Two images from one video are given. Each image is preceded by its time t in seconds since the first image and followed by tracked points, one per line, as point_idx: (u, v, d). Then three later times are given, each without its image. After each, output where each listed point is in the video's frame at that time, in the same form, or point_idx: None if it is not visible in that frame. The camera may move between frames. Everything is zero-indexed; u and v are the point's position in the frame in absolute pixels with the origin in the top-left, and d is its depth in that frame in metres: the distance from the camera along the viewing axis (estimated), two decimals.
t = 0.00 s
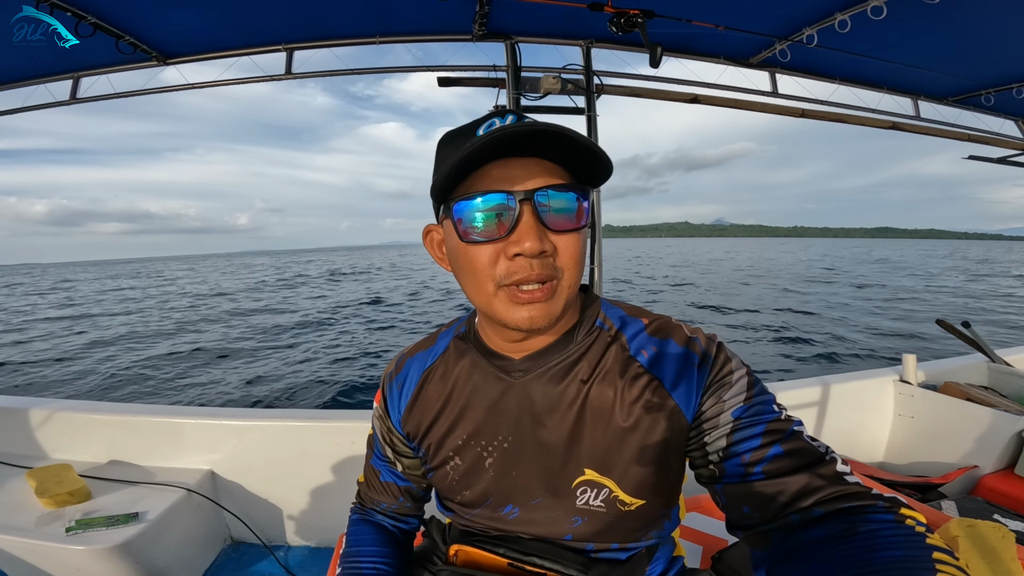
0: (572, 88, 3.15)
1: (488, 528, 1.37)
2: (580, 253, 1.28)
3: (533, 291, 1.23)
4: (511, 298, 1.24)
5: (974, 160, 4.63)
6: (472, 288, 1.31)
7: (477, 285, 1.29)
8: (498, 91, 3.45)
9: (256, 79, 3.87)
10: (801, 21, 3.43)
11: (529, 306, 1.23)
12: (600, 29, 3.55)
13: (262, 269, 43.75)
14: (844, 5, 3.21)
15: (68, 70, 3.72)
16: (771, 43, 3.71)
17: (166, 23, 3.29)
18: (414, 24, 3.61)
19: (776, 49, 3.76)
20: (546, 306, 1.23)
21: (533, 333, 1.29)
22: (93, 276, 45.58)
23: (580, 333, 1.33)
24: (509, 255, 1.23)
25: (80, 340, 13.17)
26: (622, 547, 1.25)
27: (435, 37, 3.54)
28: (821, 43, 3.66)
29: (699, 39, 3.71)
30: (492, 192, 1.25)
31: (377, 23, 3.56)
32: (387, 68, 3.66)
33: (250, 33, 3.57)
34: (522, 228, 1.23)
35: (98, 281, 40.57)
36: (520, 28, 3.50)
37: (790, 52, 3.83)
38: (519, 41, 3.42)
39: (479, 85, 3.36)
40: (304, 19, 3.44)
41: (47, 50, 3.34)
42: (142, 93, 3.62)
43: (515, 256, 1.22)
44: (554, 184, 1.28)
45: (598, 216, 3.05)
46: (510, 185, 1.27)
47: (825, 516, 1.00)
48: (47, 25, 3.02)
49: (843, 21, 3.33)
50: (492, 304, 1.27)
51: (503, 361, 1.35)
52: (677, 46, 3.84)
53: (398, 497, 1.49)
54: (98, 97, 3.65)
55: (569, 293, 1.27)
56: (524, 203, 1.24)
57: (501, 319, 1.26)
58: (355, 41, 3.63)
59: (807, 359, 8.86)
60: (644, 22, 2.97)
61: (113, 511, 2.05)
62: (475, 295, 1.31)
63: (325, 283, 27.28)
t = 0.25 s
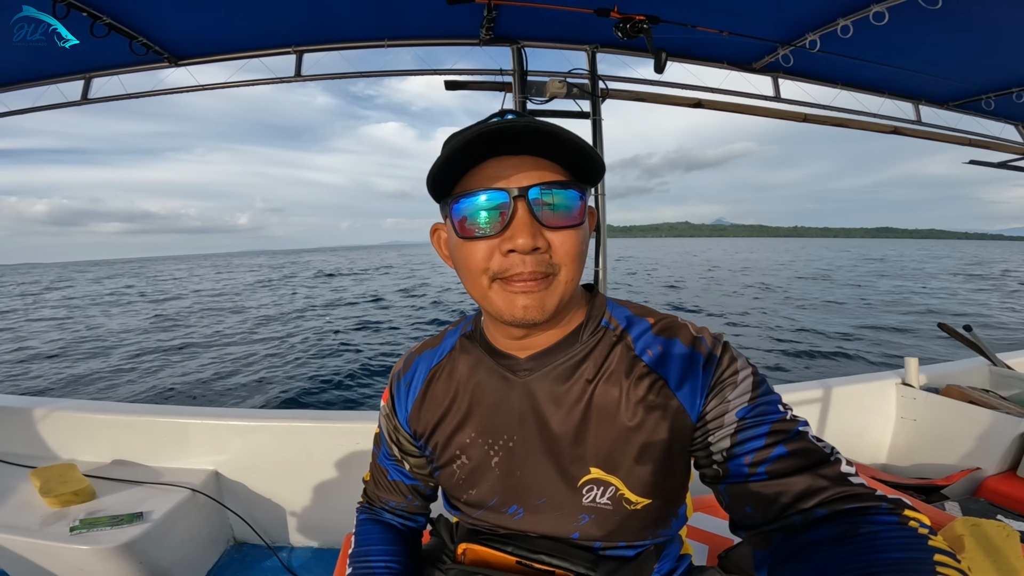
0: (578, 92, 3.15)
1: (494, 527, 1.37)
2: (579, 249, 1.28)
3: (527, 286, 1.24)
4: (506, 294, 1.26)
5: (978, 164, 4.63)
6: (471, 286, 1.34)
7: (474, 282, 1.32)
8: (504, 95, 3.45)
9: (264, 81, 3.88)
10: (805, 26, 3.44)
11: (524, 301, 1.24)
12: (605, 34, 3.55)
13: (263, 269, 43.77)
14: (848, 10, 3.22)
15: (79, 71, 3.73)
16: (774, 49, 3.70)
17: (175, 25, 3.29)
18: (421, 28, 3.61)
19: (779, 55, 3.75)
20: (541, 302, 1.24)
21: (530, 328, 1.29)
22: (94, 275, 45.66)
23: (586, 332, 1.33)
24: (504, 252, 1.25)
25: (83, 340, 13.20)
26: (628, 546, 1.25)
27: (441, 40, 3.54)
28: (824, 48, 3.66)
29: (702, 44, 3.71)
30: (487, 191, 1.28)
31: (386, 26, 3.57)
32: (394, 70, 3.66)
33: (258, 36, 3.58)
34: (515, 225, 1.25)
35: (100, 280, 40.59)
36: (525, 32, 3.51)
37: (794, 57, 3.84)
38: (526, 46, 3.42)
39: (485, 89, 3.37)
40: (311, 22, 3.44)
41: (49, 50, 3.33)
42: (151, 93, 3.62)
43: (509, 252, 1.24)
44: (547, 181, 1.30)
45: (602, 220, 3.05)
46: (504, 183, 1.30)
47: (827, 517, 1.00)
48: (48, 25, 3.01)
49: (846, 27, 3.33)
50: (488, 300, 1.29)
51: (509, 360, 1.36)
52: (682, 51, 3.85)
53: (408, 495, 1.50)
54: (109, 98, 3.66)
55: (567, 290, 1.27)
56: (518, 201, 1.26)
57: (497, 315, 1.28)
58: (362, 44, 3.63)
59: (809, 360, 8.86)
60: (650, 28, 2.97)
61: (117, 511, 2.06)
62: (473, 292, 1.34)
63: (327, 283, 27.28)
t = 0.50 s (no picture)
0: (583, 94, 3.14)
1: (500, 531, 1.36)
2: (557, 257, 1.24)
3: (505, 297, 1.23)
4: (485, 305, 1.25)
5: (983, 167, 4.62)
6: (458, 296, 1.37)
7: (460, 294, 1.34)
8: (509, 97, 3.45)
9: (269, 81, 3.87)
10: (811, 30, 3.43)
11: (499, 314, 1.24)
12: (611, 37, 3.55)
13: (264, 268, 43.77)
14: (855, 14, 3.22)
15: (84, 70, 3.73)
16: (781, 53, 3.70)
17: (181, 25, 3.29)
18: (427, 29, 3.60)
19: (786, 58, 3.75)
20: (516, 314, 1.23)
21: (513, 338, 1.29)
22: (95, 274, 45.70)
23: (591, 334, 1.32)
24: (478, 266, 1.26)
25: (84, 339, 13.20)
26: (634, 550, 1.24)
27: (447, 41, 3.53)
28: (830, 51, 3.66)
29: (708, 47, 3.70)
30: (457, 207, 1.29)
31: (391, 27, 3.57)
32: (398, 72, 3.66)
33: (264, 36, 3.57)
34: (487, 239, 1.25)
35: (101, 279, 40.61)
36: (530, 34, 3.50)
37: (800, 60, 3.84)
38: (531, 48, 3.42)
39: (491, 91, 3.36)
40: (316, 23, 3.43)
41: (49, 50, 3.33)
42: (158, 93, 3.61)
43: (488, 266, 1.23)
44: (516, 189, 1.26)
45: (608, 222, 3.04)
46: (475, 196, 1.29)
47: (837, 520, 0.99)
48: (48, 25, 3.01)
49: (853, 31, 3.33)
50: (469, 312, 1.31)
51: (515, 362, 1.35)
52: (687, 54, 3.84)
53: (411, 497, 1.49)
54: (114, 97, 3.65)
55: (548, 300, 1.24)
56: (487, 214, 1.26)
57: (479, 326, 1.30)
58: (367, 45, 3.63)
59: (810, 362, 8.85)
60: (657, 31, 2.96)
61: (118, 511, 2.05)
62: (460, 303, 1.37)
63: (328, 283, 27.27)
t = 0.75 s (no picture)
0: (584, 95, 3.14)
1: (499, 535, 1.36)
2: (534, 269, 1.21)
3: (484, 310, 1.24)
4: (467, 316, 1.26)
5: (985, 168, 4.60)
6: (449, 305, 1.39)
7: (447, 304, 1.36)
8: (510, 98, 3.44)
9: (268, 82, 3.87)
10: (813, 30, 3.43)
11: (477, 327, 1.25)
12: (612, 37, 3.55)
13: (264, 268, 43.78)
14: (858, 13, 3.21)
15: (84, 71, 3.73)
16: (783, 53, 3.71)
17: (181, 25, 3.28)
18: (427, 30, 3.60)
19: (788, 58, 3.75)
20: (493, 327, 1.23)
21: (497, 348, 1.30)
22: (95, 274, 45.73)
23: (589, 339, 1.32)
24: (456, 280, 1.27)
25: (84, 339, 13.20)
26: (633, 555, 1.24)
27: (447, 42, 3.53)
28: (834, 52, 3.66)
29: (710, 48, 3.70)
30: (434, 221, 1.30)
31: (391, 27, 3.56)
32: (398, 72, 3.65)
33: (265, 36, 3.57)
34: (464, 253, 1.25)
35: (101, 279, 40.63)
36: (532, 34, 3.49)
37: (802, 60, 3.83)
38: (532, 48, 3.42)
39: (491, 91, 3.35)
40: (317, 23, 3.43)
41: (49, 50, 3.33)
42: (157, 93, 3.61)
43: (469, 278, 1.24)
44: (489, 203, 1.25)
45: (609, 223, 3.03)
46: (453, 210, 1.30)
47: (838, 523, 0.99)
48: (47, 25, 3.01)
49: (856, 30, 3.32)
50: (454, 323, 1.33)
51: (513, 367, 1.34)
52: (690, 54, 3.84)
53: (410, 502, 1.49)
54: (114, 98, 3.65)
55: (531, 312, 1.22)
56: (462, 229, 1.26)
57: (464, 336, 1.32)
58: (367, 45, 3.62)
59: (810, 362, 8.84)
60: (658, 31, 2.96)
61: (117, 512, 2.05)
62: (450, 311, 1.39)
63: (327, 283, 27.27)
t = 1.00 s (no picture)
0: (583, 93, 3.15)
1: (500, 533, 1.37)
2: (546, 265, 1.23)
3: (496, 305, 1.24)
4: (476, 313, 1.26)
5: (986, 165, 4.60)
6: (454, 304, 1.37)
7: (453, 302, 1.35)
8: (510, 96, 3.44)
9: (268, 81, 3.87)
10: (814, 27, 3.43)
11: (489, 323, 1.25)
12: (612, 34, 3.55)
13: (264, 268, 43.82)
14: (858, 10, 3.22)
15: (84, 71, 3.73)
16: (783, 50, 3.70)
17: (181, 25, 3.29)
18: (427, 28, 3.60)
19: (788, 56, 3.75)
20: (505, 322, 1.23)
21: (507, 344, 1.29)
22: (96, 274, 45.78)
23: (587, 337, 1.32)
24: (468, 276, 1.26)
25: (85, 338, 13.23)
26: (634, 552, 1.24)
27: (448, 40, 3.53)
28: (835, 49, 3.66)
29: (710, 46, 3.71)
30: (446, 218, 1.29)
31: (391, 26, 3.56)
32: (397, 71, 3.66)
33: (266, 36, 3.58)
34: (476, 249, 1.25)
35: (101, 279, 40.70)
36: (531, 32, 3.50)
37: (803, 57, 3.83)
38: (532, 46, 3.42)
39: (491, 90, 3.36)
40: (318, 22, 3.44)
41: (50, 50, 3.34)
42: (158, 93, 3.62)
43: (479, 275, 1.24)
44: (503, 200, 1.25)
45: (609, 221, 3.03)
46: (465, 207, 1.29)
47: (836, 519, 0.99)
48: (48, 25, 3.01)
49: (857, 27, 3.32)
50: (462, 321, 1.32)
51: (512, 366, 1.35)
52: (690, 52, 3.84)
53: (414, 502, 1.49)
54: (115, 98, 3.66)
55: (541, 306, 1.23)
56: (474, 225, 1.26)
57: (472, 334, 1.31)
58: (367, 43, 3.63)
59: (811, 362, 8.84)
60: (657, 28, 2.96)
61: (120, 510, 2.06)
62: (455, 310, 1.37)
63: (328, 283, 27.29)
